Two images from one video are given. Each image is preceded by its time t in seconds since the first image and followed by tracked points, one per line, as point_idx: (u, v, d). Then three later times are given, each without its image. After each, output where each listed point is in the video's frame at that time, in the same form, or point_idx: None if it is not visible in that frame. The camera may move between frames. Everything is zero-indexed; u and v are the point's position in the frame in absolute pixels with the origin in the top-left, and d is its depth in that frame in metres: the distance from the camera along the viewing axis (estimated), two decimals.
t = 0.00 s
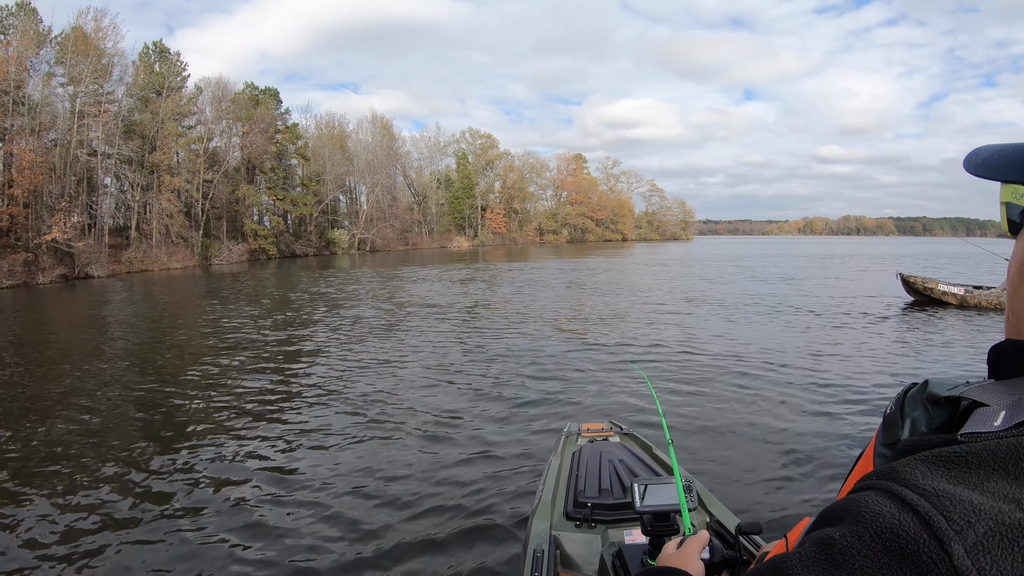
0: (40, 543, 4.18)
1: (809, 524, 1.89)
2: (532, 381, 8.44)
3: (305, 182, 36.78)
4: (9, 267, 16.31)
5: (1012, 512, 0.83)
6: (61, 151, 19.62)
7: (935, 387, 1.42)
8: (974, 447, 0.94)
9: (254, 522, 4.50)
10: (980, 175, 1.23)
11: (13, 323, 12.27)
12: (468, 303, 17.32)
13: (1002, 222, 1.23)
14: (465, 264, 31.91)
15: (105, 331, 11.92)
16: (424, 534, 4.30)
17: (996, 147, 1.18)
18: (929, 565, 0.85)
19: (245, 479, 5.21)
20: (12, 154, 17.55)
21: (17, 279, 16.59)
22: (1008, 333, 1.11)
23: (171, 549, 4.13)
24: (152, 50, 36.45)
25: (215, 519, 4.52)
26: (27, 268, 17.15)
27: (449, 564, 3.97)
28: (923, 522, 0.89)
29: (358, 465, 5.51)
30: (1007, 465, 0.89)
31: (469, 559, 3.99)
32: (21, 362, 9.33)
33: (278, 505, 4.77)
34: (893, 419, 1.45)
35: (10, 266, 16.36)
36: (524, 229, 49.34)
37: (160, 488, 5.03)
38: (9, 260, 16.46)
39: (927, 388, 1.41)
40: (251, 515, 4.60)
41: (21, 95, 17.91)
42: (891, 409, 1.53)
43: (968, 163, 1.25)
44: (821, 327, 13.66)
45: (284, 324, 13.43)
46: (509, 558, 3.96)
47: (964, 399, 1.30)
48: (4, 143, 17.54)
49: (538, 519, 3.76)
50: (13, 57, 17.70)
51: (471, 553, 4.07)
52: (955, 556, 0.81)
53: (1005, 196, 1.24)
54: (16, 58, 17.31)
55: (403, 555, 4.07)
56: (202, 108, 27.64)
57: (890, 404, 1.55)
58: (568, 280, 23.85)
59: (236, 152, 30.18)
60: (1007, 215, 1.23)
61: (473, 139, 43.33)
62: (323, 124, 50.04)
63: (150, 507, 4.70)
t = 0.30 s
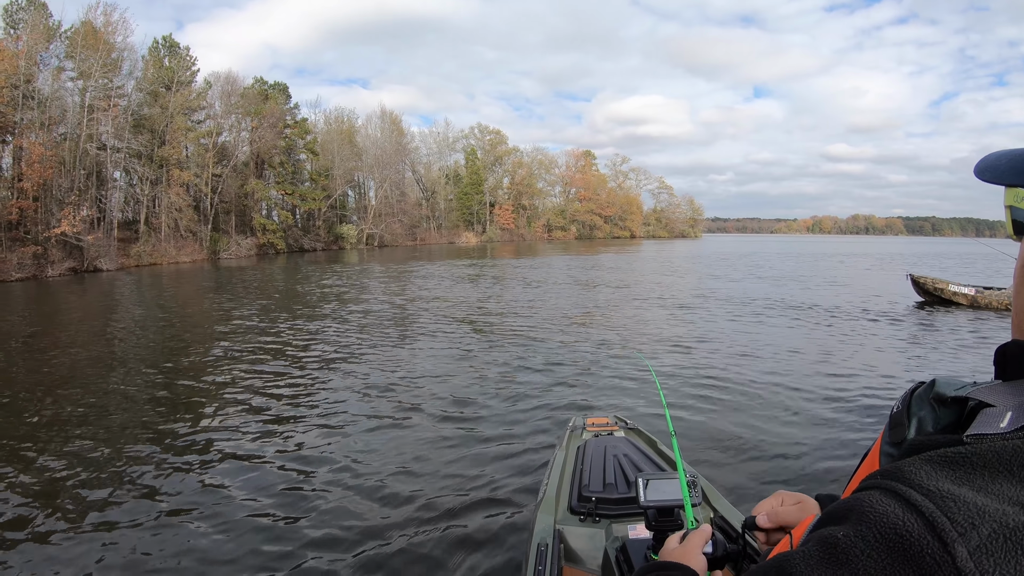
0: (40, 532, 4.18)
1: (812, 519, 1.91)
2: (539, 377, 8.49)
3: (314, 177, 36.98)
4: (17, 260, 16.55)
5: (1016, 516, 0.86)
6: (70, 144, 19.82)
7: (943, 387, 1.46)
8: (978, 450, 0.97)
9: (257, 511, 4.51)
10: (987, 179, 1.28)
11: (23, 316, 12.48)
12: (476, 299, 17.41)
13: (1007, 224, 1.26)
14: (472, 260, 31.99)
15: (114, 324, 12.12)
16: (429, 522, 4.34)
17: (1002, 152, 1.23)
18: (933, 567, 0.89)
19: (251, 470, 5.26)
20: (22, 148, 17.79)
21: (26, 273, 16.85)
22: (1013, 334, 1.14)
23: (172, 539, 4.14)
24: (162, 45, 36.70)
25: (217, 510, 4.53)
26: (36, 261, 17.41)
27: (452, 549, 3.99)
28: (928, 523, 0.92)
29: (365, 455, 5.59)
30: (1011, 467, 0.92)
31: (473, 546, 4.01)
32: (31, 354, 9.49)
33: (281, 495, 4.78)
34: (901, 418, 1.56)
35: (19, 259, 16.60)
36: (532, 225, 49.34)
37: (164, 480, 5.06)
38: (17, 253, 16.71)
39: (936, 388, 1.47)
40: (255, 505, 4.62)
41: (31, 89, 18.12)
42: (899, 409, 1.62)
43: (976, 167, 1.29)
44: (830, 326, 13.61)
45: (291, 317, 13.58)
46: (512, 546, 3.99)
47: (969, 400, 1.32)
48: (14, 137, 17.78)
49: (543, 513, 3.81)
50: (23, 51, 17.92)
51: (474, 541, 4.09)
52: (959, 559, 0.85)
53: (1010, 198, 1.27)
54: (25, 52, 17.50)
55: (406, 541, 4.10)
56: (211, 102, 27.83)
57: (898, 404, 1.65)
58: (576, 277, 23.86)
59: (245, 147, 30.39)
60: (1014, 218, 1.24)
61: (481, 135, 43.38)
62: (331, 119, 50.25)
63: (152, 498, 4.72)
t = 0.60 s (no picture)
0: (39, 529, 4.15)
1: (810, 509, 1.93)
2: (543, 375, 8.54)
3: (321, 175, 37.11)
4: (25, 255, 16.67)
5: (1014, 507, 0.87)
6: (79, 141, 19.96)
7: (941, 379, 1.46)
8: (976, 443, 0.99)
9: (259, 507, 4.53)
10: (988, 172, 1.31)
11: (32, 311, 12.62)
12: (483, 297, 17.48)
13: (1007, 222, 1.28)
14: (479, 259, 32.02)
15: (122, 319, 12.24)
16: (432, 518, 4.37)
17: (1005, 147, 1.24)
18: (932, 560, 0.89)
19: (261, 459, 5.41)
20: (31, 144, 17.95)
21: (33, 268, 16.98)
22: (1012, 328, 1.16)
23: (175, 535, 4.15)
24: (170, 42, 36.89)
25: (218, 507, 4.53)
26: (44, 257, 17.56)
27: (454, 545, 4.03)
28: (925, 514, 0.94)
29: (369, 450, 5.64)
30: (1009, 460, 0.93)
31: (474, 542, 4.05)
32: (38, 349, 9.61)
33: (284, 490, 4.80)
34: (897, 411, 1.53)
35: (27, 255, 16.73)
36: (539, 224, 49.31)
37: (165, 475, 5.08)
38: (26, 248, 16.85)
39: (934, 380, 1.47)
40: (262, 497, 4.69)
41: (40, 86, 18.25)
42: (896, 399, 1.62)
43: (979, 162, 1.32)
44: (836, 327, 13.59)
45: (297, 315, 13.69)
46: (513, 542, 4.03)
47: (970, 392, 1.33)
48: (23, 133, 17.97)
49: (543, 503, 3.83)
50: (32, 48, 18.07)
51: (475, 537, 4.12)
52: (956, 550, 0.86)
53: (1014, 193, 1.29)
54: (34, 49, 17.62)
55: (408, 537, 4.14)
56: (220, 100, 27.98)
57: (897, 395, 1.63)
58: (582, 277, 23.83)
59: (254, 145, 30.58)
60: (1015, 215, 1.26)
61: (489, 135, 43.46)
62: (339, 117, 50.46)
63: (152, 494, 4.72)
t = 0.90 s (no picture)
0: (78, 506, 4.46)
1: (803, 504, 1.93)
2: (547, 376, 8.56)
3: (330, 175, 37.27)
4: (35, 254, 16.86)
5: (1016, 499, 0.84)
6: (88, 141, 20.18)
7: (938, 374, 1.45)
8: (976, 437, 0.97)
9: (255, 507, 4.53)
10: (978, 173, 1.32)
11: (42, 309, 12.74)
12: (489, 299, 17.54)
13: (1001, 224, 1.28)
14: (486, 261, 32.02)
15: (129, 318, 12.31)
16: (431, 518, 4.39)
17: (997, 148, 1.25)
18: (930, 554, 0.88)
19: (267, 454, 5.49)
20: (41, 143, 18.19)
21: (42, 266, 17.16)
22: (1010, 324, 1.14)
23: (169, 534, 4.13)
24: (180, 43, 37.24)
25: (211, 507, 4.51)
26: (52, 255, 17.70)
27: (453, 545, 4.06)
28: (923, 508, 0.92)
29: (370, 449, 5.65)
30: (1011, 453, 0.91)
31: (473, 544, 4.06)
32: (46, 347, 9.67)
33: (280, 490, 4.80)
34: (898, 405, 1.54)
35: (36, 253, 16.88)
36: (546, 227, 49.27)
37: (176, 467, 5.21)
38: (35, 247, 17.02)
39: (931, 375, 1.46)
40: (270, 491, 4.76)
41: (49, 86, 18.49)
42: (896, 395, 1.62)
43: (969, 163, 1.33)
44: (844, 332, 13.52)
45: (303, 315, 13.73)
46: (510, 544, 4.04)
47: (967, 388, 1.33)
48: (32, 132, 18.18)
49: (538, 498, 3.84)
50: (43, 48, 18.33)
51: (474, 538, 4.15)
52: (957, 544, 0.84)
53: (1006, 194, 1.30)
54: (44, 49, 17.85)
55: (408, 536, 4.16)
56: (229, 100, 28.23)
57: (897, 391, 1.64)
58: (590, 279, 23.78)
59: (263, 145, 30.79)
60: (1007, 215, 1.27)
61: (497, 136, 43.63)
62: (348, 118, 50.75)
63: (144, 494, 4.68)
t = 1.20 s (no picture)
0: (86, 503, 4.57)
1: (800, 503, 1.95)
2: (550, 380, 8.58)
3: (340, 177, 37.53)
4: (45, 252, 16.98)
5: (1010, 497, 0.83)
6: (100, 140, 20.44)
7: (931, 373, 1.49)
8: (967, 433, 0.97)
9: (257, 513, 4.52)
10: (979, 169, 1.31)
11: (50, 308, 12.88)
12: (497, 302, 17.60)
13: (1001, 224, 1.28)
14: (494, 264, 32.10)
15: (136, 318, 12.42)
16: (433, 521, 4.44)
17: (996, 146, 1.25)
18: (926, 549, 0.86)
19: (272, 456, 5.57)
20: (53, 143, 18.50)
21: (52, 264, 17.21)
22: (1003, 324, 1.13)
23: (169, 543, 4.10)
24: (193, 45, 37.66)
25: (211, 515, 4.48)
26: (63, 254, 17.78)
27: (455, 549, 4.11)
28: (918, 502, 0.90)
29: (373, 452, 5.69)
30: (1003, 449, 0.91)
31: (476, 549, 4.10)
32: (51, 346, 9.74)
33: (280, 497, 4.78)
34: (888, 404, 1.57)
35: (47, 252, 17.00)
36: (555, 231, 49.29)
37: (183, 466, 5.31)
38: (46, 245, 17.15)
39: (923, 374, 1.50)
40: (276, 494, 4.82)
41: (61, 86, 18.79)
42: (886, 395, 1.65)
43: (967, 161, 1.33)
44: (852, 338, 13.43)
45: (309, 317, 13.78)
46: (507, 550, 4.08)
47: (961, 389, 1.35)
48: (44, 132, 18.48)
49: (531, 501, 3.87)
50: (55, 48, 18.64)
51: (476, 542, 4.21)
52: (950, 538, 0.82)
53: (1007, 190, 1.28)
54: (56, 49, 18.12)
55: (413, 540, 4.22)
56: (240, 102, 28.55)
57: (886, 391, 1.67)
58: (598, 283, 23.77)
59: (274, 146, 31.06)
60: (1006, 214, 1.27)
61: (507, 140, 43.83)
62: (359, 120, 51.10)
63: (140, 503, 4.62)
